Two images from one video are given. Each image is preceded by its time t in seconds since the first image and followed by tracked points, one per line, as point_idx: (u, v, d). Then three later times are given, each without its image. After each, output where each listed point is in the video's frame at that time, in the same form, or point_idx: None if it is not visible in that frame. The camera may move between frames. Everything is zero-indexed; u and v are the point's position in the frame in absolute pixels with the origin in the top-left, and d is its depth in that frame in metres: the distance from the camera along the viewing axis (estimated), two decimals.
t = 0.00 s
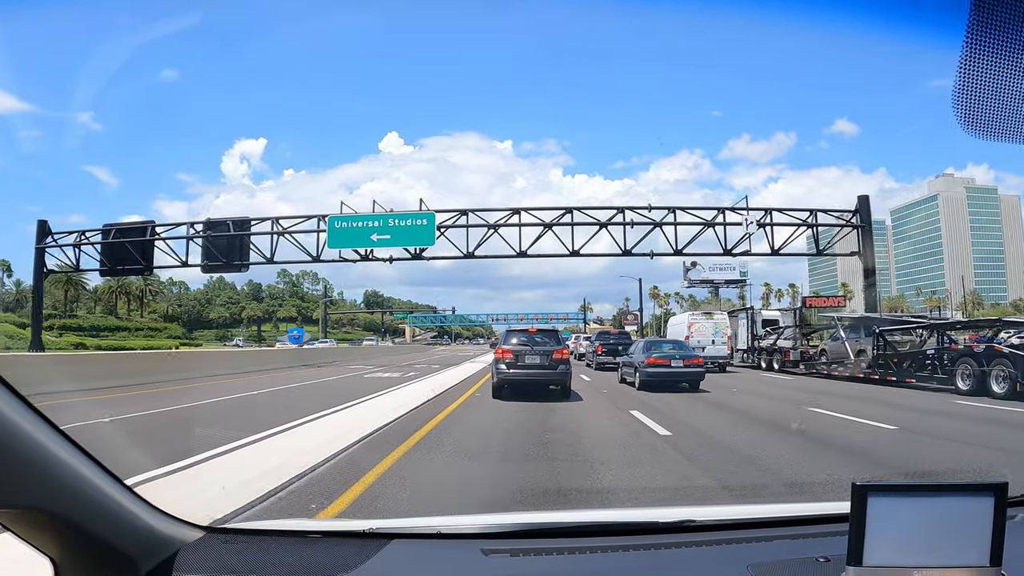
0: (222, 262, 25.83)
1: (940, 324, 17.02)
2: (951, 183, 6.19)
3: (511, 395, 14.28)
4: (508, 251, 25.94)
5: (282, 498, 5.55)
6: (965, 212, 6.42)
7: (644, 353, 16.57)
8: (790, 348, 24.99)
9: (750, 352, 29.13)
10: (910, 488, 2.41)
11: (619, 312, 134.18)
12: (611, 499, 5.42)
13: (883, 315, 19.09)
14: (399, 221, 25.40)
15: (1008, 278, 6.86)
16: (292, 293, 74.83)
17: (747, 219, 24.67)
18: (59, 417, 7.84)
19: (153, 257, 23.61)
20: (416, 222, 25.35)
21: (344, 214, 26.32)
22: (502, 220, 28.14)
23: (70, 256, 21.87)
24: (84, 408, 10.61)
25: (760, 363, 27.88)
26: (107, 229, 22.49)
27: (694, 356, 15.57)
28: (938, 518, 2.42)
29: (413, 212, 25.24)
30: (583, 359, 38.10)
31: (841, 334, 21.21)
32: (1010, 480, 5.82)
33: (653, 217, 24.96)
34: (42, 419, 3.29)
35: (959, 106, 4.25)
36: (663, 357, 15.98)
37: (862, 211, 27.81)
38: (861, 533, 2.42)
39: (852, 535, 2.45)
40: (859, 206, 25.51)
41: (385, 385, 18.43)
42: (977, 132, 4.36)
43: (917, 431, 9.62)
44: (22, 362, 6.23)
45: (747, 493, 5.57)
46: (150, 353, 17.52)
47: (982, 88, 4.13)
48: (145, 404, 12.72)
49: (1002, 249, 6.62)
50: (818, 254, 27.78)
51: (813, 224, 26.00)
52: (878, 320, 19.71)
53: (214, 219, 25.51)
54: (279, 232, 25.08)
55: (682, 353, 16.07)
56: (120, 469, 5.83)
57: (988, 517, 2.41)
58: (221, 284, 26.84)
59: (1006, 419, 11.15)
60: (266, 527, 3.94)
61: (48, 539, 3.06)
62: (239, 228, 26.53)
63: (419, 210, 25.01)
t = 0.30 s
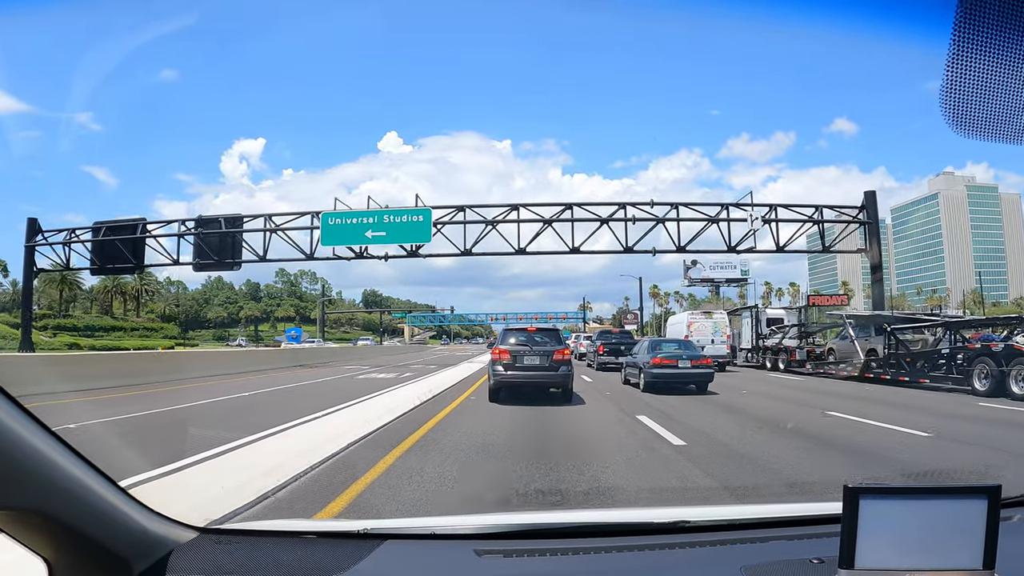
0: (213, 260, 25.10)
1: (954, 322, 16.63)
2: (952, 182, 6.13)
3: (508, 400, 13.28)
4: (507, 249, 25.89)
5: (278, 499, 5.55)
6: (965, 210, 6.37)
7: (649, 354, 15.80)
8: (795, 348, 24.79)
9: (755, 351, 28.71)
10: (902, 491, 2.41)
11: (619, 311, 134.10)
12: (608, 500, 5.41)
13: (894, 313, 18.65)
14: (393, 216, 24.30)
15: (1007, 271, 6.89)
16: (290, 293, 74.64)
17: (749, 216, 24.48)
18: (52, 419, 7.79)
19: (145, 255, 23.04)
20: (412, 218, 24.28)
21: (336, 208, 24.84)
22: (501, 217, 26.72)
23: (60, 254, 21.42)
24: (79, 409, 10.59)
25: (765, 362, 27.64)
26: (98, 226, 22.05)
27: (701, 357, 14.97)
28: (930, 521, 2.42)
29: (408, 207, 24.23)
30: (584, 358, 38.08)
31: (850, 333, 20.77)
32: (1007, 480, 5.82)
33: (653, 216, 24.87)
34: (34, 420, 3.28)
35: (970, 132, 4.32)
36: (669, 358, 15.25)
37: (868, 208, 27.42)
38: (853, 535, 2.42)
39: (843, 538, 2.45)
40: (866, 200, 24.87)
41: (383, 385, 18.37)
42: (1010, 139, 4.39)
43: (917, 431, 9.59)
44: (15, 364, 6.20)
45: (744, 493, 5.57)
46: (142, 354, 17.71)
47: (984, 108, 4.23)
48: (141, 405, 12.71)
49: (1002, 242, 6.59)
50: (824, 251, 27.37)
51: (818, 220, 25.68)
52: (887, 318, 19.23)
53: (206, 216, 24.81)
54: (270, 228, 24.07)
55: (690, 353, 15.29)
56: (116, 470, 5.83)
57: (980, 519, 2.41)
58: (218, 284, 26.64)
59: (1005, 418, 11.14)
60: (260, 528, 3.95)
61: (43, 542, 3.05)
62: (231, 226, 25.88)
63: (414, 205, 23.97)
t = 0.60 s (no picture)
0: (205, 259, 24.83)
1: (966, 321, 16.30)
2: (952, 181, 6.13)
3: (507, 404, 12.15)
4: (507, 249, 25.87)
5: (277, 499, 5.53)
6: (964, 209, 6.38)
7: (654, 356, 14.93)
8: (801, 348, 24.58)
9: (758, 351, 28.48)
10: (902, 490, 2.40)
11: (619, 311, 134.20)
12: (608, 499, 5.40)
13: (904, 312, 18.32)
14: (389, 213, 24.08)
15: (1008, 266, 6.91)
16: (289, 293, 74.71)
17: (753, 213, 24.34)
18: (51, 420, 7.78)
19: (138, 254, 23.12)
20: (408, 215, 23.98)
21: (332, 205, 24.60)
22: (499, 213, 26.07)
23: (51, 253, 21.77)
24: (80, 410, 10.65)
25: (769, 363, 27.41)
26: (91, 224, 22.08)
27: (710, 358, 14.23)
28: (929, 521, 2.41)
29: (405, 204, 23.96)
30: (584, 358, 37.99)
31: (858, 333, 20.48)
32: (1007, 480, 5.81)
33: (653, 215, 24.83)
34: (35, 420, 3.27)
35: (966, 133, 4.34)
36: (677, 359, 14.42)
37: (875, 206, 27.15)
38: (852, 534, 2.41)
39: (843, 537, 2.44)
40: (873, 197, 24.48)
41: (383, 386, 18.33)
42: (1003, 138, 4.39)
43: (918, 430, 9.57)
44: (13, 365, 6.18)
45: (743, 492, 5.60)
46: (137, 357, 17.64)
47: (992, 111, 4.29)
48: (142, 405, 12.77)
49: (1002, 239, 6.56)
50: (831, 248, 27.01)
51: (822, 216, 25.43)
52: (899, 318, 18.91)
53: (199, 214, 24.59)
54: (263, 224, 23.87)
55: (698, 353, 14.48)
56: (115, 471, 5.84)
57: (980, 519, 2.40)
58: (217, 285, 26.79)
59: (1006, 418, 11.11)
60: (261, 527, 3.93)
61: (43, 541, 3.04)
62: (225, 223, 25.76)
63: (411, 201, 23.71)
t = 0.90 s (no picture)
0: (200, 258, 24.73)
1: (974, 321, 16.21)
2: (953, 181, 6.13)
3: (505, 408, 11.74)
4: (508, 248, 25.88)
5: (280, 499, 5.51)
6: (966, 208, 6.39)
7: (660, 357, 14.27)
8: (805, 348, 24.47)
9: (761, 351, 28.36)
10: (910, 487, 2.38)
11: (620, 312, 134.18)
12: (611, 498, 5.41)
13: (911, 312, 18.25)
14: (386, 211, 24.11)
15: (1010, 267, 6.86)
16: (290, 295, 74.71)
17: (757, 211, 24.25)
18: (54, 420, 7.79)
19: (131, 253, 23.01)
20: (407, 213, 23.97)
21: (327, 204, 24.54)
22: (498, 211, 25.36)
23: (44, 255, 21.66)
24: (83, 410, 10.69)
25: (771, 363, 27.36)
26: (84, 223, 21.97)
27: (719, 359, 13.62)
28: (938, 519, 2.39)
29: (404, 202, 23.96)
30: (586, 359, 37.99)
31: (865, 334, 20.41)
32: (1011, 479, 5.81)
33: (654, 214, 24.82)
34: (37, 419, 3.25)
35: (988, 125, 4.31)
36: (684, 361, 13.73)
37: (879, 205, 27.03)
38: (860, 532, 2.40)
39: (850, 535, 2.42)
40: (879, 194, 24.25)
41: (384, 387, 18.32)
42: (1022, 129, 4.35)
43: (922, 430, 9.55)
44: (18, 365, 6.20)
45: (747, 491, 5.62)
46: (141, 356, 17.74)
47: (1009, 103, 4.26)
48: (144, 406, 12.79)
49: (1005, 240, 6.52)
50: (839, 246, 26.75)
51: (828, 215, 25.31)
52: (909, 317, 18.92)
53: (193, 213, 24.49)
54: (259, 223, 23.70)
55: (705, 355, 13.82)
56: (118, 470, 5.83)
57: (988, 517, 2.38)
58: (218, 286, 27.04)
59: (1012, 418, 11.06)
60: (264, 527, 3.92)
61: (44, 539, 3.04)
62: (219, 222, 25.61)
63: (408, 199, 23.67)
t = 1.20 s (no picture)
0: (195, 257, 24.63)
1: (980, 321, 16.17)
2: (954, 180, 6.14)
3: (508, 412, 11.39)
4: (508, 247, 25.81)
5: (281, 499, 5.51)
6: (966, 208, 6.37)
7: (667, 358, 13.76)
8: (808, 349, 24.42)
9: (764, 351, 28.30)
10: (906, 489, 2.37)
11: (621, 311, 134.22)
12: (612, 498, 5.41)
13: (916, 311, 18.21)
14: (383, 209, 24.05)
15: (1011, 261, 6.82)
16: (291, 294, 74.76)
17: (762, 209, 24.14)
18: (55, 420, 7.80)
19: (125, 251, 22.92)
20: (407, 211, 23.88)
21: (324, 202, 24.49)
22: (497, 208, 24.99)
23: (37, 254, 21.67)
24: (84, 410, 10.70)
25: (774, 363, 27.32)
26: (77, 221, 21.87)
27: (727, 359, 13.13)
28: (933, 520, 2.38)
29: (403, 200, 23.89)
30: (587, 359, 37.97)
31: (868, 334, 20.37)
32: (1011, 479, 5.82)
33: (656, 211, 24.74)
34: (42, 419, 3.24)
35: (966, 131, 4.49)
36: (692, 361, 13.20)
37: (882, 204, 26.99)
38: (856, 533, 2.39)
39: (847, 536, 2.42)
40: (885, 192, 24.06)
41: (383, 386, 18.31)
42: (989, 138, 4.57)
43: (924, 430, 9.55)
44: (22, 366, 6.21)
45: (748, 491, 5.66)
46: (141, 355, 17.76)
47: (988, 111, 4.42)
48: (144, 406, 12.79)
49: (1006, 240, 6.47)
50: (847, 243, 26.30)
51: (834, 212, 25.17)
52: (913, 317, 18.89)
53: (188, 211, 24.39)
54: (258, 220, 23.64)
55: (713, 355, 13.34)
56: (121, 470, 5.84)
57: (982, 518, 2.37)
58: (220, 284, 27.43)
59: (1014, 418, 11.06)
60: (267, 527, 3.93)
61: (50, 541, 3.05)
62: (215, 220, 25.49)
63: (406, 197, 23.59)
